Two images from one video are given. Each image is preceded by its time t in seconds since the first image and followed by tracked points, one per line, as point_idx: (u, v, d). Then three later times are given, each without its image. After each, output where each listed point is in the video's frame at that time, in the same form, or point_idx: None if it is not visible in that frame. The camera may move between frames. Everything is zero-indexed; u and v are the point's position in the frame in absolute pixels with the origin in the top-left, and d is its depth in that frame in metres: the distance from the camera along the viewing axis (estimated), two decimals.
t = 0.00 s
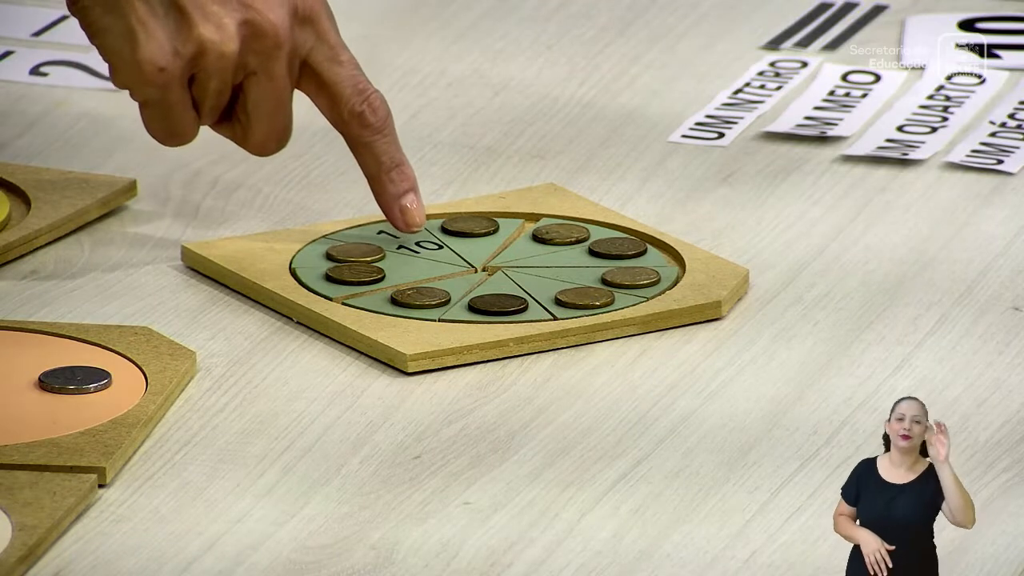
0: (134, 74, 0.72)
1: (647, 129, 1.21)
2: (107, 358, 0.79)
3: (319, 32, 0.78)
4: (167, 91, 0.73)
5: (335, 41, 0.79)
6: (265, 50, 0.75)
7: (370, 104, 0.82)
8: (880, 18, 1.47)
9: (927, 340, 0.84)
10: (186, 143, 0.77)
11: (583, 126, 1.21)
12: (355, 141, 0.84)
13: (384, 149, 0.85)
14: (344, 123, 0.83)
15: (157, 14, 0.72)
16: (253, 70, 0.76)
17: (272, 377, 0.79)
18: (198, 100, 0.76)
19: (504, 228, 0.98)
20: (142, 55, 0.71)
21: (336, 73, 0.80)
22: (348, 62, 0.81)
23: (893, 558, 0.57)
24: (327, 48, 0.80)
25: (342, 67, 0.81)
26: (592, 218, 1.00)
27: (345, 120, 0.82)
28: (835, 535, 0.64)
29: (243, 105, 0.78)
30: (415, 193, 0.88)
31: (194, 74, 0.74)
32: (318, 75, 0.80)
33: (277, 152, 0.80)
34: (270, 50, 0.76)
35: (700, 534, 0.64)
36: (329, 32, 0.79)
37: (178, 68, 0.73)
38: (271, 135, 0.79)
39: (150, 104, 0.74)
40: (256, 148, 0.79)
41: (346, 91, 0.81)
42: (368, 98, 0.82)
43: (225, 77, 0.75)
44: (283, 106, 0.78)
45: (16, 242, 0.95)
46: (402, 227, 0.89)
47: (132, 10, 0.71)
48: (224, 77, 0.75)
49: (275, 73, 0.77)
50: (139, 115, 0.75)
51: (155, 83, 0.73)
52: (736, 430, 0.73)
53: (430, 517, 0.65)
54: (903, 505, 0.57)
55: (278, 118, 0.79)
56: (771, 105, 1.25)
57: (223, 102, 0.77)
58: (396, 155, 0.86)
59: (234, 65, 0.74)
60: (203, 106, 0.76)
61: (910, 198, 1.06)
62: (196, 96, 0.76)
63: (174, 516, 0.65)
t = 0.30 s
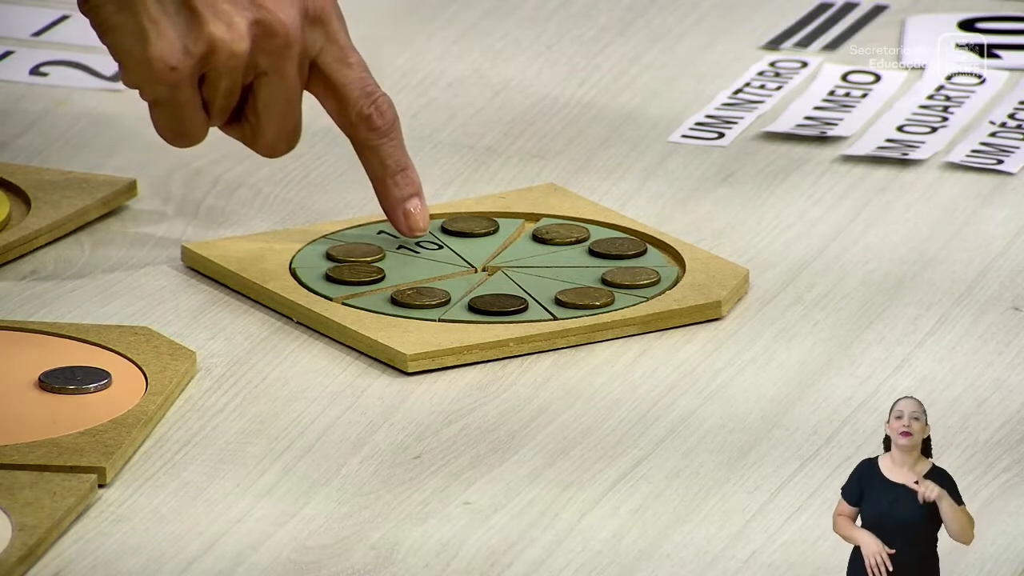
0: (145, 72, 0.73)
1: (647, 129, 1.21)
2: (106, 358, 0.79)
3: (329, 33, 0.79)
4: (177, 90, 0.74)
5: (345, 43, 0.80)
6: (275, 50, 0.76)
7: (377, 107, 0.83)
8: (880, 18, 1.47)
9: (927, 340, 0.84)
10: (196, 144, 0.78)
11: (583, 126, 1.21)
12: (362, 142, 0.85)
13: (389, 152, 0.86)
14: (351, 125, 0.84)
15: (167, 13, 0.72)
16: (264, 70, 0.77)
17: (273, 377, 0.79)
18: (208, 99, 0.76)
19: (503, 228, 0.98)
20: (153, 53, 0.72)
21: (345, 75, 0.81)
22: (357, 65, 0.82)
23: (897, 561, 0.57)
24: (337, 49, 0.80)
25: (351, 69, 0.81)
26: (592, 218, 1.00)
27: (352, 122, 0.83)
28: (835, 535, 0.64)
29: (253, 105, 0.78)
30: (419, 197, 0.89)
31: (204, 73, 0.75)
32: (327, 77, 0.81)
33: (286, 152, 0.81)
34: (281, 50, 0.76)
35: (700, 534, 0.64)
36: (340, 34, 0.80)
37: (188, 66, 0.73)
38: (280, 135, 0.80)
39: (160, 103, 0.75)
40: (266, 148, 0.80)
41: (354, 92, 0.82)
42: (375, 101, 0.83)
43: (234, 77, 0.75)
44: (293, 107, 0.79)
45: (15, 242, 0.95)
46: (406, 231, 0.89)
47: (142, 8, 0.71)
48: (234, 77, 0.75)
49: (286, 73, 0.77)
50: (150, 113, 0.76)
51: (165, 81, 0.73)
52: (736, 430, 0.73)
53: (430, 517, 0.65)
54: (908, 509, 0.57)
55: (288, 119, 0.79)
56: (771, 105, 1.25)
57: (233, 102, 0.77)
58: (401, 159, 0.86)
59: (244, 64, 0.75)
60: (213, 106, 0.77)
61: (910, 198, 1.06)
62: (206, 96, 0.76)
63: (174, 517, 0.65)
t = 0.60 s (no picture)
0: (137, 66, 0.72)
1: (647, 129, 1.21)
2: (107, 358, 0.79)
3: (321, 27, 0.79)
4: (169, 83, 0.73)
5: (336, 36, 0.80)
6: (267, 43, 0.76)
7: (368, 100, 0.84)
8: (880, 18, 1.47)
9: (927, 340, 0.84)
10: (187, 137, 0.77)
11: (584, 126, 1.21)
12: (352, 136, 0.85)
13: (381, 146, 0.86)
14: (343, 119, 0.84)
15: (159, 6, 0.71)
16: (255, 63, 0.76)
17: (272, 377, 0.79)
18: (200, 93, 0.76)
19: (504, 228, 0.98)
20: (145, 47, 0.71)
21: (337, 69, 0.82)
22: (348, 59, 0.82)
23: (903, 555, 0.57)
24: (328, 43, 0.80)
25: (342, 63, 0.82)
26: (592, 218, 1.00)
27: (343, 117, 0.84)
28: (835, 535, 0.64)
29: (245, 98, 0.78)
30: (410, 191, 0.90)
31: (196, 67, 0.74)
32: (318, 70, 0.81)
33: (278, 145, 0.81)
34: (272, 43, 0.76)
35: (700, 534, 0.64)
36: (330, 28, 0.80)
37: (180, 60, 0.73)
38: (274, 128, 0.80)
39: (152, 96, 0.74)
40: (257, 141, 0.80)
41: (345, 85, 0.82)
42: (366, 94, 0.83)
43: (226, 71, 0.75)
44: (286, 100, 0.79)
45: (16, 242, 0.95)
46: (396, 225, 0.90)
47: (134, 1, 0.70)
48: (226, 71, 0.75)
49: (278, 66, 0.77)
50: (141, 107, 0.75)
51: (157, 74, 0.72)
52: (736, 430, 0.73)
53: (430, 517, 0.65)
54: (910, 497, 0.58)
55: (280, 111, 0.79)
56: (771, 105, 1.25)
57: (224, 95, 0.77)
58: (392, 152, 0.87)
59: (236, 58, 0.75)
60: (205, 99, 0.76)
61: (910, 198, 1.06)
62: (197, 89, 0.76)
63: (174, 516, 0.65)
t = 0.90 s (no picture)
0: (138, 51, 0.72)
1: (647, 129, 1.20)
2: (106, 359, 0.79)
3: (320, 13, 0.79)
4: (170, 69, 0.73)
5: (335, 21, 0.80)
6: (267, 28, 0.76)
7: (365, 88, 0.84)
8: (880, 18, 1.47)
9: (927, 340, 0.84)
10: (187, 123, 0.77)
11: (584, 126, 1.21)
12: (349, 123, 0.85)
13: (379, 133, 0.86)
14: (340, 106, 0.84)
15: None
16: (255, 49, 0.76)
17: (272, 377, 0.79)
18: (200, 78, 0.76)
19: (503, 228, 0.98)
20: (146, 32, 0.71)
21: (335, 54, 0.82)
22: (346, 45, 0.82)
23: (911, 556, 0.58)
24: (327, 28, 0.80)
25: (340, 49, 0.82)
26: (592, 218, 1.00)
27: (340, 104, 0.84)
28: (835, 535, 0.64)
29: (246, 83, 0.78)
30: (406, 177, 0.90)
31: (197, 52, 0.74)
32: (316, 56, 0.81)
33: (278, 131, 0.81)
34: (272, 28, 0.76)
35: (700, 534, 0.64)
36: (329, 13, 0.80)
37: (181, 45, 0.73)
38: (274, 114, 0.79)
39: (152, 82, 0.74)
40: (257, 127, 0.80)
41: (343, 72, 0.82)
42: (364, 82, 0.83)
43: (227, 57, 0.75)
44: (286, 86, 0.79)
45: (16, 242, 0.95)
46: (393, 212, 0.90)
47: None
48: (226, 57, 0.75)
49: (278, 50, 0.77)
50: (141, 93, 0.75)
51: (158, 60, 0.72)
52: (736, 430, 0.73)
53: (430, 517, 0.65)
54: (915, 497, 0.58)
55: (281, 97, 0.79)
56: (771, 105, 1.25)
57: (225, 80, 0.77)
58: (389, 140, 0.87)
59: (236, 43, 0.75)
60: (205, 85, 0.76)
61: (910, 198, 1.06)
62: (198, 74, 0.76)
63: (174, 517, 0.65)
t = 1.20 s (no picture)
0: (146, 61, 0.71)
1: (647, 129, 1.20)
2: (106, 359, 0.79)
3: (328, 24, 0.79)
4: (179, 79, 0.72)
5: (343, 34, 0.80)
6: (276, 38, 0.75)
7: (373, 100, 0.84)
8: (880, 18, 1.47)
9: (927, 340, 0.84)
10: (192, 134, 0.76)
11: (583, 126, 1.21)
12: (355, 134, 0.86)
13: (385, 145, 0.87)
14: (348, 118, 0.84)
15: None
16: (264, 60, 0.76)
17: (272, 377, 0.79)
18: (207, 89, 0.75)
19: (503, 228, 0.98)
20: (155, 41, 0.70)
21: (343, 67, 0.82)
22: (354, 57, 0.82)
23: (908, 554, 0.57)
24: (335, 40, 0.80)
25: (349, 61, 0.82)
26: (592, 218, 1.00)
27: (348, 117, 0.84)
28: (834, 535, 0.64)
29: (252, 94, 0.78)
30: (413, 191, 0.90)
31: (205, 62, 0.73)
32: (325, 68, 0.81)
33: (285, 141, 0.80)
34: (281, 39, 0.75)
35: (700, 534, 0.64)
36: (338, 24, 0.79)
37: (190, 55, 0.72)
38: (281, 122, 0.79)
39: (160, 92, 0.73)
40: (263, 138, 0.79)
41: (351, 85, 0.82)
42: (372, 94, 0.84)
43: (235, 67, 0.74)
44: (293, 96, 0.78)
45: (16, 242, 0.95)
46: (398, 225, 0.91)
47: None
48: (235, 67, 0.74)
49: (286, 62, 0.76)
50: (147, 102, 0.74)
51: (166, 70, 0.71)
52: (736, 430, 0.73)
53: (430, 517, 0.65)
54: (911, 495, 0.58)
55: (288, 108, 0.78)
56: (771, 105, 1.25)
57: (231, 91, 0.76)
58: (395, 152, 0.88)
59: (245, 54, 0.74)
60: (213, 96, 0.75)
61: (910, 198, 1.06)
62: (205, 85, 0.75)
63: (174, 517, 0.65)
